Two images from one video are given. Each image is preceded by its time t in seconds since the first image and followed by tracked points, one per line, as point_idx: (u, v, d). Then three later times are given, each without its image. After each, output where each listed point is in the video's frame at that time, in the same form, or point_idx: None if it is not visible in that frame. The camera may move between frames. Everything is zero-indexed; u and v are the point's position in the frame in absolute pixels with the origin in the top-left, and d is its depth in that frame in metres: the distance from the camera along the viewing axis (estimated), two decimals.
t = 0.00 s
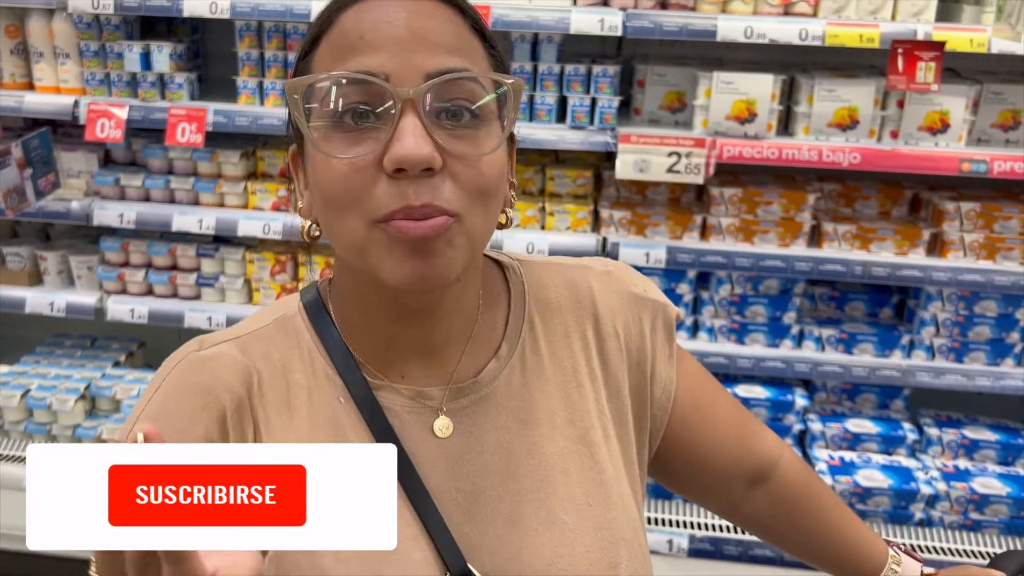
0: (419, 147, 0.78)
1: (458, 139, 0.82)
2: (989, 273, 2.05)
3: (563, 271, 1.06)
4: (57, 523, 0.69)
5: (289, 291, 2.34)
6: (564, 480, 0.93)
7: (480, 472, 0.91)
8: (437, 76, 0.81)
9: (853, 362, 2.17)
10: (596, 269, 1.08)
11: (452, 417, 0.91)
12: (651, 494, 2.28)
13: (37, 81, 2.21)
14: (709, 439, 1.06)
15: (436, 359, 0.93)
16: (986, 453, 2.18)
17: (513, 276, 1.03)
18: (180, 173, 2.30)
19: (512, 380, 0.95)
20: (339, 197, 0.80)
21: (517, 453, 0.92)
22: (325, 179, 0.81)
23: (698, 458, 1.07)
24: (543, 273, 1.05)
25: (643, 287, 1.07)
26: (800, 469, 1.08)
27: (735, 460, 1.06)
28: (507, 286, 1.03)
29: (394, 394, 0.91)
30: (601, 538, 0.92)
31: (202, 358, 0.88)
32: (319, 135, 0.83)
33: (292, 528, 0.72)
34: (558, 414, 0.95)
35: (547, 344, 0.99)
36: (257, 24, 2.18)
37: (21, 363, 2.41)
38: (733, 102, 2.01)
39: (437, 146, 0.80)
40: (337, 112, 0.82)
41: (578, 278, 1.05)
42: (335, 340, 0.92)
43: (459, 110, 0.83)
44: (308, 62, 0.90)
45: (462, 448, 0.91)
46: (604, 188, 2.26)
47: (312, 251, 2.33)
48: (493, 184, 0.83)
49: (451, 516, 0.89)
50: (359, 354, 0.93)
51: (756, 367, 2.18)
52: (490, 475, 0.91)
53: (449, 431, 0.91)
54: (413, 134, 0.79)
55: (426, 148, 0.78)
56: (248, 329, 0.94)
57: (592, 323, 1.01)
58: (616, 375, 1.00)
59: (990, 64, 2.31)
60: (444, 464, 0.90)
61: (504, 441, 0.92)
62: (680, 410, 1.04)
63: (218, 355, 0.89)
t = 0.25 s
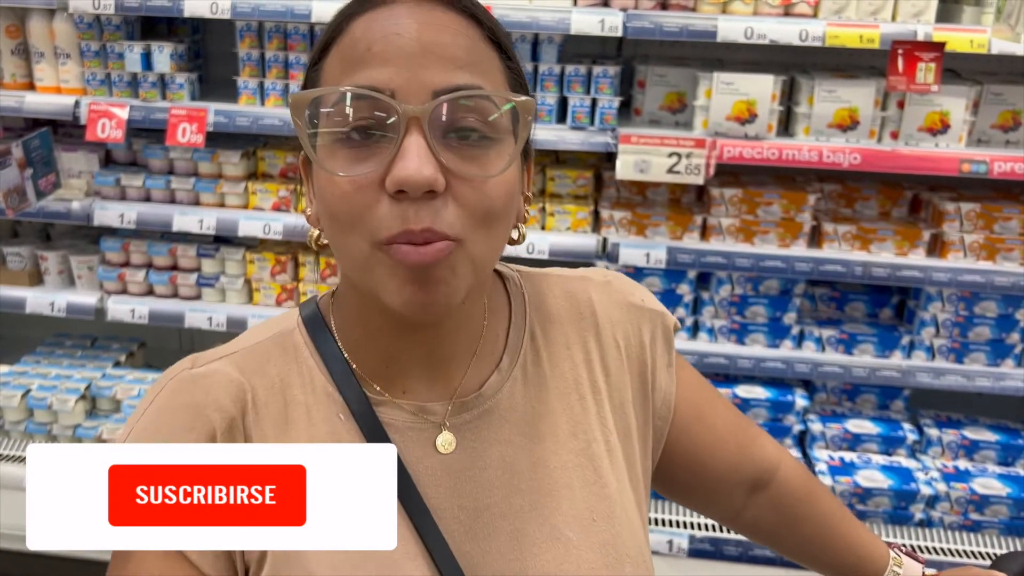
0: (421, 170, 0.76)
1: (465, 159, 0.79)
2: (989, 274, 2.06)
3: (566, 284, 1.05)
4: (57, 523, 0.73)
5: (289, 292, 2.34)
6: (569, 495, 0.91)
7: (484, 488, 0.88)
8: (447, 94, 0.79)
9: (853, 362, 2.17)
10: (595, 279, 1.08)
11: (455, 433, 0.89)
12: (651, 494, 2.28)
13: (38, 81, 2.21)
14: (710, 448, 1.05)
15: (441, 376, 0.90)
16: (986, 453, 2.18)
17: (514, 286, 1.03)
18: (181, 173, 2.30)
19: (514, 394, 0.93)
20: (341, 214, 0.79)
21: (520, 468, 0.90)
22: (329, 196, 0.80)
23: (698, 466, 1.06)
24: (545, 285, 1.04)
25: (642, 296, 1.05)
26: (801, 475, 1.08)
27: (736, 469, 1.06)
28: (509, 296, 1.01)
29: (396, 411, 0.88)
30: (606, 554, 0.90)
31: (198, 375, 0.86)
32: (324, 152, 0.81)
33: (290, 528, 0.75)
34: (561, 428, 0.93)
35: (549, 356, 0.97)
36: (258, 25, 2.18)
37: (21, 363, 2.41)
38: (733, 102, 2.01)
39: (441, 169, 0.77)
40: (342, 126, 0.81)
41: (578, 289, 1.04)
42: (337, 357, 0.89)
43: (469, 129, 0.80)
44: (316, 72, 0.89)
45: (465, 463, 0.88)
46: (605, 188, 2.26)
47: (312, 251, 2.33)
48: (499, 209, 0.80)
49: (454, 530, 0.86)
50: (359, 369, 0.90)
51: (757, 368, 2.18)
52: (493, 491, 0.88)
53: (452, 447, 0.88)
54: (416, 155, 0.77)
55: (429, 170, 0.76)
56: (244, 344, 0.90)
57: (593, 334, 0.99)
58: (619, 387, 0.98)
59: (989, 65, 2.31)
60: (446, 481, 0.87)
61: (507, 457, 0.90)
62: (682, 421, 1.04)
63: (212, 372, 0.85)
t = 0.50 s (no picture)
0: (426, 107, 0.75)
1: (476, 99, 0.78)
2: (989, 275, 2.06)
3: (591, 275, 1.08)
4: (60, 528, 0.63)
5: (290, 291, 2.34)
6: (589, 498, 0.92)
7: (498, 486, 0.90)
8: (459, 32, 0.78)
9: (853, 363, 2.17)
10: (620, 274, 1.11)
11: (466, 424, 0.90)
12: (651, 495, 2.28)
13: (39, 81, 2.21)
14: (729, 450, 1.11)
15: (452, 358, 0.91)
16: (986, 454, 2.18)
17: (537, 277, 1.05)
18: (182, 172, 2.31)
19: (533, 388, 0.94)
20: (341, 158, 0.78)
21: (537, 466, 0.92)
22: (331, 140, 0.78)
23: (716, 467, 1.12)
24: (569, 276, 1.06)
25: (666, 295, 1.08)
26: (812, 475, 1.16)
27: (754, 471, 1.13)
28: (531, 292, 1.03)
29: (408, 395, 0.89)
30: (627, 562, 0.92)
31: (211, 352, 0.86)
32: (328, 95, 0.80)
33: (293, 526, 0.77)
34: (581, 428, 0.95)
35: (571, 349, 0.98)
36: (259, 25, 2.18)
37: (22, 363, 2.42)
38: (733, 103, 2.02)
39: (450, 109, 0.76)
40: (348, 70, 0.80)
41: (603, 282, 1.07)
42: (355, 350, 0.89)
43: (481, 69, 0.79)
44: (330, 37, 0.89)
45: (481, 456, 0.90)
46: (605, 188, 2.26)
47: (313, 251, 2.34)
48: (514, 156, 0.79)
49: (463, 531, 0.88)
50: (369, 347, 0.91)
51: (757, 368, 2.18)
52: (508, 489, 0.90)
53: (464, 438, 0.89)
54: (420, 94, 0.75)
55: (434, 107, 0.75)
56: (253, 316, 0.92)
57: (619, 335, 1.01)
58: (642, 392, 1.01)
59: (990, 66, 2.31)
60: (463, 477, 0.89)
61: (526, 454, 0.91)
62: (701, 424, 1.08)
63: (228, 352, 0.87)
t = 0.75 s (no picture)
0: (449, 78, 0.76)
1: (500, 76, 0.79)
2: (989, 275, 2.06)
3: (605, 263, 1.13)
4: (57, 521, 0.70)
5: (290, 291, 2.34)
6: (601, 487, 0.93)
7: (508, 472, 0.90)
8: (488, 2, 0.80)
9: (854, 363, 2.17)
10: (636, 265, 1.16)
11: (469, 408, 0.91)
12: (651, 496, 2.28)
13: (39, 80, 2.21)
14: (760, 446, 1.16)
15: (456, 340, 0.94)
16: (986, 454, 2.18)
17: (549, 265, 1.09)
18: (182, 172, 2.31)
19: (545, 374, 0.97)
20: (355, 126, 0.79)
21: (547, 452, 0.93)
22: (347, 106, 0.80)
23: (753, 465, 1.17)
24: (587, 269, 1.11)
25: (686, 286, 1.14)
26: (846, 466, 1.22)
27: (789, 467, 1.19)
28: (543, 280, 1.07)
29: (411, 368, 0.91)
30: (642, 556, 0.91)
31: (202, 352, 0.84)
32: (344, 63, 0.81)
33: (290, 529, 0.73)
34: (595, 416, 0.97)
35: (585, 339, 1.02)
36: (259, 25, 2.18)
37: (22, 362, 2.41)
38: (734, 103, 2.02)
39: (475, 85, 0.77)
40: (367, 41, 0.81)
41: (617, 273, 1.12)
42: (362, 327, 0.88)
43: (508, 44, 0.81)
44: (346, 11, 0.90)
45: (486, 442, 0.90)
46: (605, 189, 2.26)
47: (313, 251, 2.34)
48: (540, 136, 0.82)
49: (473, 509, 0.87)
50: (376, 323, 0.92)
51: (757, 368, 2.17)
52: (519, 473, 0.91)
53: (469, 426, 0.90)
54: (444, 64, 0.76)
55: (457, 81, 0.76)
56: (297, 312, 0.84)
57: (636, 327, 1.05)
58: (661, 383, 1.03)
59: (991, 66, 2.31)
60: (475, 461, 0.90)
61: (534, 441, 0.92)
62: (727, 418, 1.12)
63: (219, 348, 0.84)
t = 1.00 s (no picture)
0: (446, 78, 0.73)
1: (498, 71, 0.77)
2: (989, 276, 2.06)
3: (611, 271, 1.14)
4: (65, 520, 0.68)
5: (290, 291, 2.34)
6: (612, 499, 0.93)
7: (518, 483, 0.90)
8: None
9: (854, 364, 2.17)
10: (638, 270, 1.17)
11: (474, 419, 0.90)
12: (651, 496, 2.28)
13: (39, 80, 2.21)
14: (759, 457, 1.17)
15: (455, 347, 0.94)
16: (986, 455, 2.18)
17: (551, 270, 1.09)
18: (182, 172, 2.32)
19: (551, 382, 0.96)
20: (349, 126, 0.77)
21: (558, 465, 0.92)
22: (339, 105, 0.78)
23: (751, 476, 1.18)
24: (588, 274, 1.11)
25: (685, 292, 1.15)
26: (841, 473, 1.22)
27: (787, 478, 1.19)
28: (546, 288, 1.06)
29: (409, 378, 0.90)
30: (658, 565, 0.92)
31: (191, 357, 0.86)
32: (333, 61, 0.78)
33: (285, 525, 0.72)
34: (604, 426, 0.96)
35: (590, 346, 1.01)
36: (259, 25, 2.18)
37: (22, 362, 2.42)
38: (734, 103, 2.02)
39: (474, 80, 0.76)
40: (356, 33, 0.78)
41: (621, 279, 1.12)
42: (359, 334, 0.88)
43: (504, 37, 0.79)
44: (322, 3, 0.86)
45: (494, 452, 0.90)
46: (606, 189, 2.26)
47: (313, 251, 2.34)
48: (540, 130, 0.81)
49: (485, 526, 0.88)
50: (372, 330, 0.92)
51: (757, 369, 2.17)
52: (529, 487, 0.90)
53: (475, 436, 0.89)
54: (441, 61, 0.74)
55: (455, 79, 0.74)
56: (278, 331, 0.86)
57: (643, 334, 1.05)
58: (665, 390, 1.03)
59: (992, 67, 2.31)
60: (482, 474, 0.89)
61: (540, 450, 0.92)
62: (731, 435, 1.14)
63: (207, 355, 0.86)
